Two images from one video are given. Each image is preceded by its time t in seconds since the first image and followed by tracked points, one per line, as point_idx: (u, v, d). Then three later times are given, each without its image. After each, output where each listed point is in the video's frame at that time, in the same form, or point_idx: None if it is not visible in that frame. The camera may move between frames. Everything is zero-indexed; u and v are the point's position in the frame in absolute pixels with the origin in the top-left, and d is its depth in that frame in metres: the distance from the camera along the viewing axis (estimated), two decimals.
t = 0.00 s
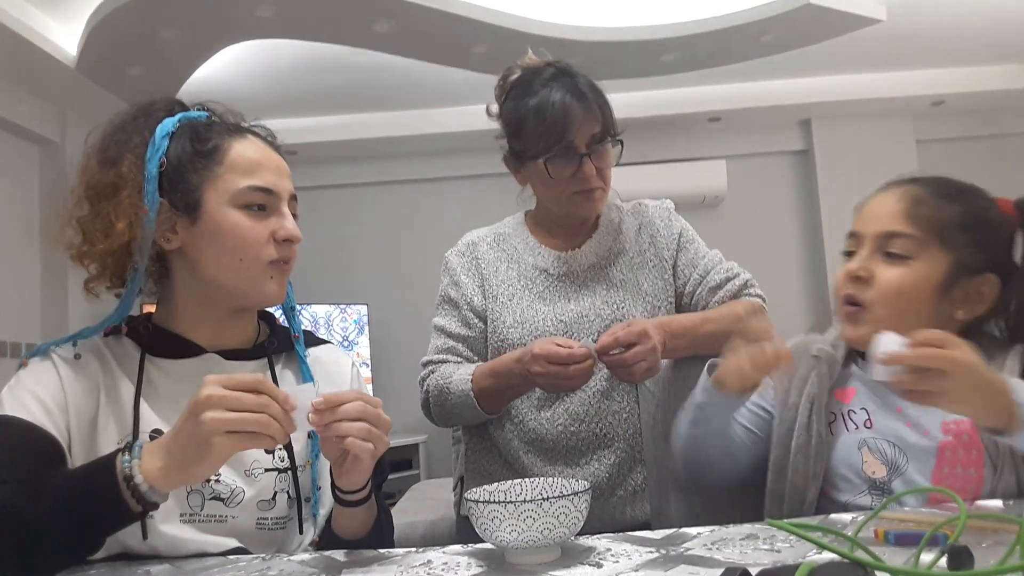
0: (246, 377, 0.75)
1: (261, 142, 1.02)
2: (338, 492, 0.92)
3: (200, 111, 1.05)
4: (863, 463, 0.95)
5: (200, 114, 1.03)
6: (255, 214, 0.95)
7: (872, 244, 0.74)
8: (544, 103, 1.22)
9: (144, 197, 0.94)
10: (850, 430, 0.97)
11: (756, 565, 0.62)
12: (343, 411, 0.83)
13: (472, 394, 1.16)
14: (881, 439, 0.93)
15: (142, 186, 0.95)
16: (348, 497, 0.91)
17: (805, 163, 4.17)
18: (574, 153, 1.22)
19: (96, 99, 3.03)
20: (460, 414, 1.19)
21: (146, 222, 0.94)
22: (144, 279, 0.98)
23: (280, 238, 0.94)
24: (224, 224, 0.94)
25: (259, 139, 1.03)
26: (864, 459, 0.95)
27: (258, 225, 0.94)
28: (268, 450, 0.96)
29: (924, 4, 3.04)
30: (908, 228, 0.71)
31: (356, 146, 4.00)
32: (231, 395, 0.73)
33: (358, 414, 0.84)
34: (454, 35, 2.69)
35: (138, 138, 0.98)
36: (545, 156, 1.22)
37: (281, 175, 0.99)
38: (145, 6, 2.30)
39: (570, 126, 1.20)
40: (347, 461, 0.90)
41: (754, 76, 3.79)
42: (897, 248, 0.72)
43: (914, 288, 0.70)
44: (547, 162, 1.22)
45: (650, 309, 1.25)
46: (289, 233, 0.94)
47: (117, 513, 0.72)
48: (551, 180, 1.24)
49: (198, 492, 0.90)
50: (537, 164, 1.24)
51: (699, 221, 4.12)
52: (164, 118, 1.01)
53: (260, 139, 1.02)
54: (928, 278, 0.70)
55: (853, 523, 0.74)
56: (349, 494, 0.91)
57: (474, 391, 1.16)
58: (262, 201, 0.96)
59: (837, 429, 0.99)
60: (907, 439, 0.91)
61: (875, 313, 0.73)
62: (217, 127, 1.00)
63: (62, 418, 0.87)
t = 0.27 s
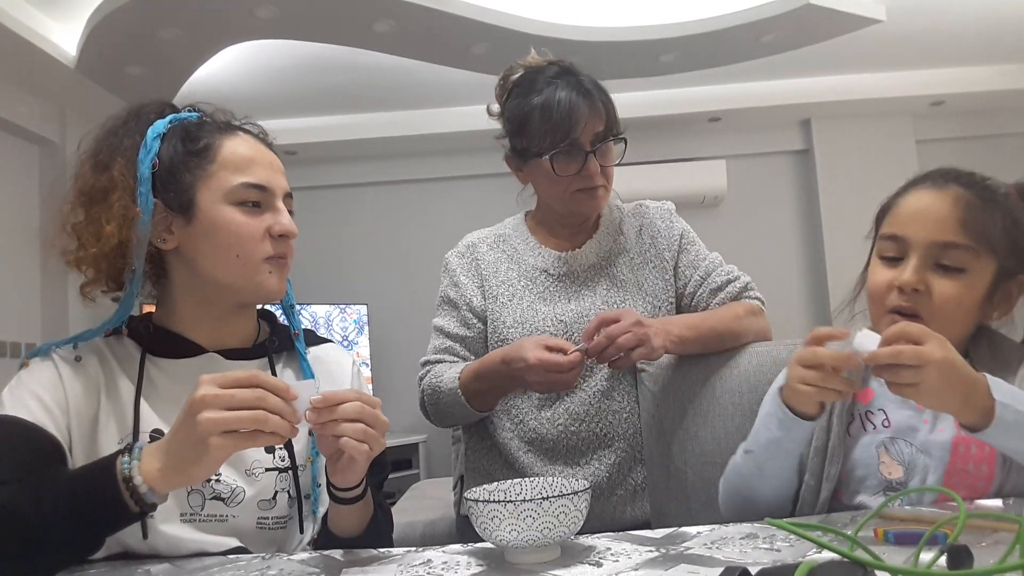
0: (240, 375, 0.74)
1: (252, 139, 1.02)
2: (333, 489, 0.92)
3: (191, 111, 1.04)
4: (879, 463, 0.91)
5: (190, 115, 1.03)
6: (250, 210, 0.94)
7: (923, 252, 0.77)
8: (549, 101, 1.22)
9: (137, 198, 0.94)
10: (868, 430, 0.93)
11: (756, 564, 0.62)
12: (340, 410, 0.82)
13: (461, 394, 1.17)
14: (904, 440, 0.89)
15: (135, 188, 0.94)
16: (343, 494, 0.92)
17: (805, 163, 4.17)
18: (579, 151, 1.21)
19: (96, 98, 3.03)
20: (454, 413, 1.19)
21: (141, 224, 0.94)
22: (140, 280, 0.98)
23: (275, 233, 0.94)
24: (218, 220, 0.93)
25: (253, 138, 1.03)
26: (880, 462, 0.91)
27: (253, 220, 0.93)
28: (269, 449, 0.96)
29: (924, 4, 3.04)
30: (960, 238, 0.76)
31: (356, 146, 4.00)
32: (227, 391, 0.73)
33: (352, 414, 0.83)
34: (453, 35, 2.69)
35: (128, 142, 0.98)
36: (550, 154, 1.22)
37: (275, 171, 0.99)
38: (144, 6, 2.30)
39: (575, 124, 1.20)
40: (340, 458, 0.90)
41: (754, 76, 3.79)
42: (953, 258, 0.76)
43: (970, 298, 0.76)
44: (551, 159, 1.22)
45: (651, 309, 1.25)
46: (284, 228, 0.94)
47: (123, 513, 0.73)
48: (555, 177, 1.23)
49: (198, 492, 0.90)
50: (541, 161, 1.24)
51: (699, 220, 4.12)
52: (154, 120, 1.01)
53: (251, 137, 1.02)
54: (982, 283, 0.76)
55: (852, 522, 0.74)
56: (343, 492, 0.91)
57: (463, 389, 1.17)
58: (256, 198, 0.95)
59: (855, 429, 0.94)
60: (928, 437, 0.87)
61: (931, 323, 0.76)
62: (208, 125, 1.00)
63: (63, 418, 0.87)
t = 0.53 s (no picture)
0: (236, 373, 0.75)
1: (250, 138, 1.03)
2: (331, 491, 0.91)
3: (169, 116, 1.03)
4: (883, 470, 0.93)
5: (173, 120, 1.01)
6: (264, 204, 0.96)
7: (930, 256, 0.78)
8: (549, 101, 1.22)
9: (145, 203, 0.92)
10: (872, 437, 0.95)
11: (756, 563, 0.62)
12: (338, 415, 0.82)
13: (460, 394, 1.17)
14: (906, 446, 0.92)
15: (139, 195, 0.93)
16: (341, 497, 0.91)
17: (805, 163, 4.17)
18: (578, 150, 1.21)
19: (96, 99, 3.03)
20: (451, 413, 1.19)
21: (149, 230, 0.92)
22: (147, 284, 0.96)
23: (290, 225, 0.96)
24: (232, 215, 0.94)
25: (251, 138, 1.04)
26: (885, 472, 0.92)
27: (268, 215, 0.95)
28: (273, 449, 0.96)
29: (923, 4, 3.04)
30: (967, 242, 0.77)
31: (355, 146, 4.00)
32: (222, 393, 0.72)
33: (349, 418, 0.83)
34: (453, 35, 2.69)
35: (123, 149, 0.96)
36: (549, 154, 1.22)
37: (279, 168, 1.01)
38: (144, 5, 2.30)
39: (574, 124, 1.20)
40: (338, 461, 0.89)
41: (754, 77, 3.79)
42: (958, 263, 0.77)
43: (971, 302, 0.78)
44: (551, 159, 1.22)
45: (650, 308, 1.25)
46: (298, 221, 0.96)
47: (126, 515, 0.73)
48: (554, 177, 1.23)
49: (203, 492, 0.90)
50: (541, 160, 1.24)
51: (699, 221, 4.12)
52: (143, 126, 0.99)
53: (249, 137, 1.03)
54: (981, 287, 0.78)
55: (852, 521, 0.74)
56: (343, 494, 0.91)
57: (462, 389, 1.17)
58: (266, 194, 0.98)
59: (859, 436, 0.96)
60: (929, 442, 0.90)
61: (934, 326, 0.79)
62: (208, 126, 1.01)
63: (67, 419, 0.87)
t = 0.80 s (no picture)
0: (251, 394, 0.72)
1: (251, 139, 1.04)
2: (329, 496, 0.91)
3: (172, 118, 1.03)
4: (880, 471, 0.93)
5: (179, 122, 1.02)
6: (265, 204, 0.97)
7: (924, 266, 0.84)
8: (548, 101, 1.22)
9: (145, 203, 0.92)
10: (869, 437, 0.95)
11: (756, 563, 0.62)
12: (349, 411, 0.83)
13: (462, 394, 1.17)
14: (904, 447, 0.92)
15: (140, 194, 0.93)
16: (339, 501, 0.91)
17: (805, 163, 4.17)
18: (577, 150, 1.21)
19: (97, 99, 3.03)
20: (454, 413, 1.19)
21: (149, 230, 0.92)
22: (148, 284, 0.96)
23: (291, 225, 0.96)
24: (233, 214, 0.94)
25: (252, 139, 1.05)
26: (881, 472, 0.92)
27: (270, 215, 0.95)
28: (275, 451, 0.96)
29: (924, 4, 3.04)
30: (961, 254, 0.84)
31: (356, 146, 4.00)
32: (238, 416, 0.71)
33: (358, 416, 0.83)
34: (454, 35, 2.69)
35: (125, 151, 0.96)
36: (548, 154, 1.22)
37: (280, 167, 1.02)
38: (144, 5, 2.30)
39: (573, 123, 1.20)
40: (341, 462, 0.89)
41: (754, 77, 3.79)
42: (953, 274, 0.83)
43: (966, 309, 0.84)
44: (549, 158, 1.22)
45: (650, 308, 1.25)
46: (300, 220, 0.97)
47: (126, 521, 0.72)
48: (553, 176, 1.23)
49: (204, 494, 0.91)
50: (540, 160, 1.24)
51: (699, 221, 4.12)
52: (145, 128, 0.99)
53: (252, 138, 1.04)
54: (974, 297, 0.84)
55: (852, 521, 0.74)
56: (340, 498, 0.91)
57: (464, 389, 1.17)
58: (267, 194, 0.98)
59: (857, 437, 0.96)
60: (926, 442, 0.91)
61: (930, 332, 0.84)
62: (210, 126, 1.02)
63: (68, 420, 0.87)
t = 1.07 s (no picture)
0: (245, 384, 0.72)
1: (253, 139, 1.04)
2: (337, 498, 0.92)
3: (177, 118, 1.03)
4: (879, 470, 0.94)
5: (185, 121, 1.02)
6: (263, 206, 0.96)
7: (926, 268, 0.74)
8: (547, 101, 1.22)
9: (144, 202, 0.92)
10: (870, 436, 0.95)
11: (755, 563, 0.62)
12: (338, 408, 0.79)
13: (466, 393, 1.16)
14: (904, 446, 0.91)
15: (138, 194, 0.93)
16: (348, 502, 0.92)
17: (805, 163, 4.17)
18: (576, 149, 1.21)
19: (97, 99, 3.03)
20: (454, 413, 1.19)
21: (146, 229, 0.92)
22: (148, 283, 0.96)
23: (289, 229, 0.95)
24: (230, 216, 0.94)
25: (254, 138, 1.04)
26: (881, 470, 0.93)
27: (268, 216, 0.95)
28: (277, 451, 0.96)
29: (925, 4, 3.04)
30: (966, 254, 0.72)
31: (356, 146, 4.00)
32: (230, 403, 0.71)
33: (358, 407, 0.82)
34: (454, 35, 2.68)
35: (128, 150, 0.96)
36: (547, 154, 1.22)
37: (279, 169, 1.01)
38: (145, 6, 2.30)
39: (572, 123, 1.20)
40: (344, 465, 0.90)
41: (754, 77, 3.79)
42: (957, 276, 0.72)
43: (971, 315, 0.73)
44: (549, 158, 1.22)
45: (650, 308, 1.25)
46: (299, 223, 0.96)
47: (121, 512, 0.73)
48: (553, 176, 1.23)
49: (206, 494, 0.90)
50: (539, 160, 1.24)
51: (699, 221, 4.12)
52: (149, 127, 0.99)
53: (255, 138, 1.04)
54: (984, 302, 0.73)
55: (852, 521, 0.74)
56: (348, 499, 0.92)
57: (468, 387, 1.17)
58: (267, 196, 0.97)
59: (857, 435, 0.97)
60: (927, 443, 0.88)
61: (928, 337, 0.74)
62: (211, 127, 1.01)
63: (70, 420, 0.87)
